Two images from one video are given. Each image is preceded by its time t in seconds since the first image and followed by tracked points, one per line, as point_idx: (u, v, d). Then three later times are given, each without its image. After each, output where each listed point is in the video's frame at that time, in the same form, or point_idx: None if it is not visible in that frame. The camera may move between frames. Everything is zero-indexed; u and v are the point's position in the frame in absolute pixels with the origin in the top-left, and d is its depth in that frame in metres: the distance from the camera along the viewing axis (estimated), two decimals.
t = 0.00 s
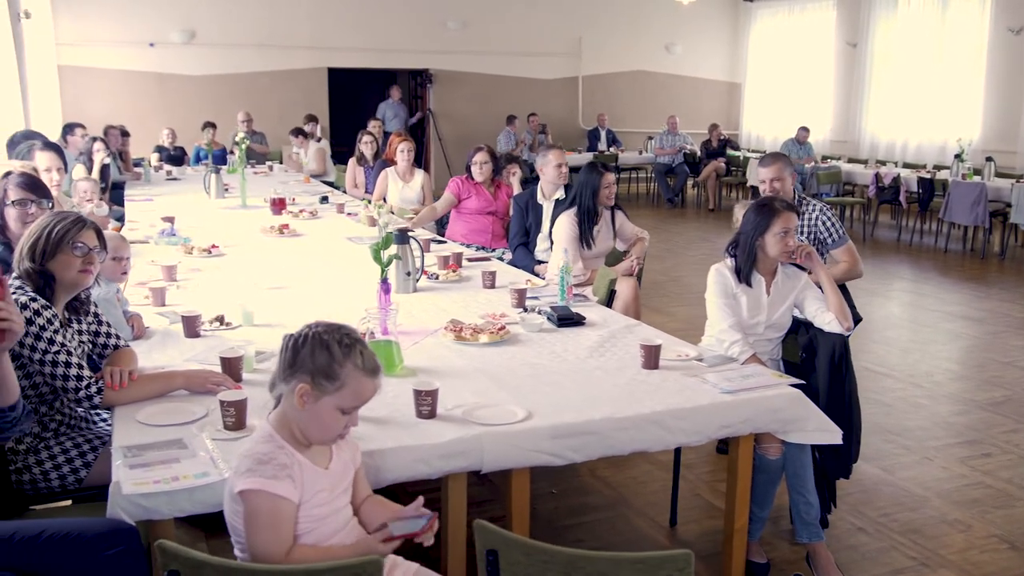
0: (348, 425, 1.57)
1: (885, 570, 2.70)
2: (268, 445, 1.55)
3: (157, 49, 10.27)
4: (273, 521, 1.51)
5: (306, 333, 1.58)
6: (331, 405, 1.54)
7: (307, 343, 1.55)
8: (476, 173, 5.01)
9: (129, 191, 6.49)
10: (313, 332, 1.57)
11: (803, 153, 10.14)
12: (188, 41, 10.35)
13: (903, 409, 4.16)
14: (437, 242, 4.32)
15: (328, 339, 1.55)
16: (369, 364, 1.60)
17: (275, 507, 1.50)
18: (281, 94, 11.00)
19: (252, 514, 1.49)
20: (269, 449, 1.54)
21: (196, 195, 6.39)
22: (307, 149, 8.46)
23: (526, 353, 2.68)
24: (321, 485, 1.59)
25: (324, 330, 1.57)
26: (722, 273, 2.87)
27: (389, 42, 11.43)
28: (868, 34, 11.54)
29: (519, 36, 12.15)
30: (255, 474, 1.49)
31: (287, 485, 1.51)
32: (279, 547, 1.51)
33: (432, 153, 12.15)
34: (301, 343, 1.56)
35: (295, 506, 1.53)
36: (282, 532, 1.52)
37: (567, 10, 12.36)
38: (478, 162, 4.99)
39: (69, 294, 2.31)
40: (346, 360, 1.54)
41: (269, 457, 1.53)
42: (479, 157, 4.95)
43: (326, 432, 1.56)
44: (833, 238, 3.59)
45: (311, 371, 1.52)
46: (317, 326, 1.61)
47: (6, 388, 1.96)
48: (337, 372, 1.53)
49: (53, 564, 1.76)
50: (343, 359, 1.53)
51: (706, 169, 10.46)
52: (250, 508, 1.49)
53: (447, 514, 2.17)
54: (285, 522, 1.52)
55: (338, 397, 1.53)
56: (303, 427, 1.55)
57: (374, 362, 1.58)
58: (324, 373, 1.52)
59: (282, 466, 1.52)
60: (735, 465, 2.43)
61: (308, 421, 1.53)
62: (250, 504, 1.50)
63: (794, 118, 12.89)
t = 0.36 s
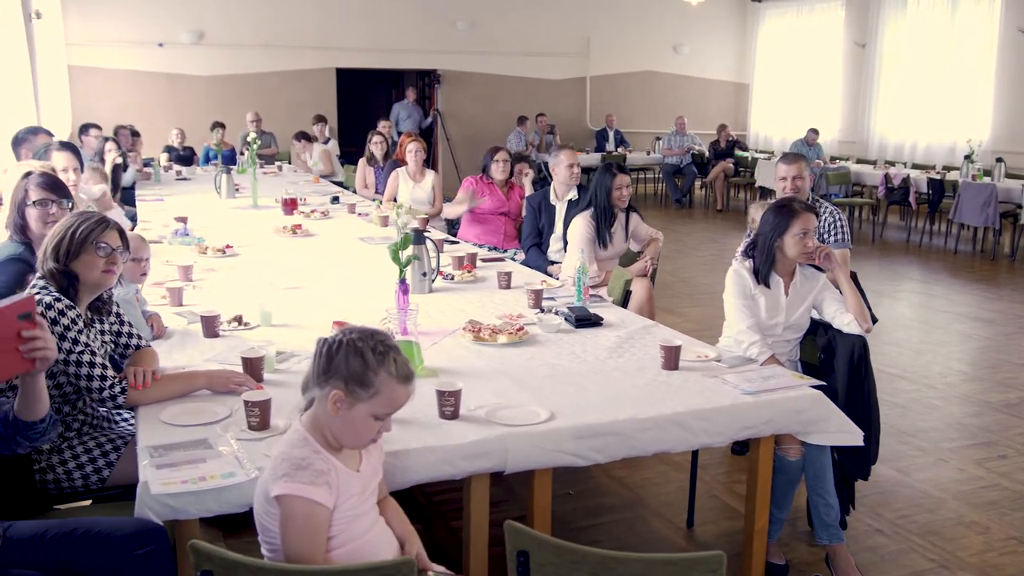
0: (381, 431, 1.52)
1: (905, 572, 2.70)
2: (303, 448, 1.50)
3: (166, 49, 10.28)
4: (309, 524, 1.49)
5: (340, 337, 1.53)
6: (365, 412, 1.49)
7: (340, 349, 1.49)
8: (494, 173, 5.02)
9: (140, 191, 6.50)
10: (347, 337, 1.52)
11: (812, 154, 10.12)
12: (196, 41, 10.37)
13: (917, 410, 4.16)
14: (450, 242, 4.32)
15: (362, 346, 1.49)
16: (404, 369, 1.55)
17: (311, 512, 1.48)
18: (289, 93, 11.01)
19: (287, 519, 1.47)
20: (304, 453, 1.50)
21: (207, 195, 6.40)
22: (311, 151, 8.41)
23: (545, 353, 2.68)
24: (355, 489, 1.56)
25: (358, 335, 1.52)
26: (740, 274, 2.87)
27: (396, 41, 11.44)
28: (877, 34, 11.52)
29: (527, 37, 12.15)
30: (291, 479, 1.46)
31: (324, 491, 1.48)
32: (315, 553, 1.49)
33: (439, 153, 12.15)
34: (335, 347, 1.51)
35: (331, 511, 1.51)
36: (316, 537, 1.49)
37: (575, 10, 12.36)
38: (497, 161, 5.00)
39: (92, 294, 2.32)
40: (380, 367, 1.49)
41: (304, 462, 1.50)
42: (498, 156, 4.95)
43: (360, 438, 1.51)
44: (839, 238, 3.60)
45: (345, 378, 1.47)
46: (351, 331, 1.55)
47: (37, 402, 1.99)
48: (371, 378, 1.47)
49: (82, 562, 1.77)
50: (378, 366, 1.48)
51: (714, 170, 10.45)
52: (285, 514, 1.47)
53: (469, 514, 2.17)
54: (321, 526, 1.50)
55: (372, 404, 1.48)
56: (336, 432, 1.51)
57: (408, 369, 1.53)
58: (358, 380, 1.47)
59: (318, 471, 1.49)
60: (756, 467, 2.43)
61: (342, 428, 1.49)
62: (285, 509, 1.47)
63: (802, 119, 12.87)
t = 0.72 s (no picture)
0: (410, 436, 1.54)
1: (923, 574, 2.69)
2: (332, 450, 1.52)
3: (175, 49, 10.29)
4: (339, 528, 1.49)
5: (371, 342, 1.54)
6: (395, 417, 1.50)
7: (371, 353, 1.51)
8: (514, 172, 5.01)
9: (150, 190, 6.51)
10: (378, 342, 1.53)
11: (821, 153, 10.10)
12: (205, 41, 10.38)
13: (931, 411, 4.14)
14: (463, 241, 4.32)
15: (393, 350, 1.51)
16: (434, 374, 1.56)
17: (340, 514, 1.48)
18: (297, 92, 11.02)
19: (316, 522, 1.47)
20: (332, 454, 1.51)
21: (217, 194, 6.40)
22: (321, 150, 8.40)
23: (563, 354, 2.68)
24: (383, 491, 1.57)
25: (390, 340, 1.54)
26: (758, 275, 2.85)
27: (405, 42, 11.44)
28: (885, 34, 11.51)
29: (534, 36, 12.14)
30: (320, 481, 1.47)
31: (353, 493, 1.49)
32: (345, 555, 1.49)
33: (447, 153, 12.14)
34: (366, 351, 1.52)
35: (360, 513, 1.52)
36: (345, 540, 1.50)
37: (583, 9, 12.34)
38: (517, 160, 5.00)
39: (112, 294, 2.32)
40: (411, 372, 1.50)
41: (333, 464, 1.50)
42: (517, 156, 4.96)
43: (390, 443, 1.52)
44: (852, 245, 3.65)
45: (376, 383, 1.49)
46: (382, 335, 1.57)
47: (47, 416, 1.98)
48: (402, 383, 1.49)
49: (107, 563, 1.77)
50: (408, 371, 1.49)
51: (723, 169, 10.43)
52: (314, 517, 1.47)
53: (490, 515, 2.16)
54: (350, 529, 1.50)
55: (402, 409, 1.50)
56: (366, 436, 1.52)
57: (439, 374, 1.54)
58: (388, 385, 1.49)
59: (348, 474, 1.50)
60: (776, 468, 2.43)
61: (372, 432, 1.50)
62: (314, 512, 1.48)
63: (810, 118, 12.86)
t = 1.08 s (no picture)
0: (438, 442, 1.59)
1: None
2: (360, 454, 1.57)
3: (183, 50, 10.30)
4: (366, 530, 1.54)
5: (405, 347, 1.60)
6: (425, 423, 1.56)
7: (405, 358, 1.57)
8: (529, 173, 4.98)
9: (160, 190, 6.51)
10: (412, 348, 1.59)
11: (829, 154, 10.08)
12: (213, 41, 10.39)
13: (945, 413, 4.13)
14: (475, 242, 4.31)
15: (427, 357, 1.57)
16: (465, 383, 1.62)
17: (367, 517, 1.53)
18: (304, 93, 11.02)
19: (343, 524, 1.53)
20: (361, 458, 1.57)
21: (227, 194, 6.40)
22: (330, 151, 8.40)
23: (580, 355, 2.67)
24: (410, 495, 1.62)
25: (423, 347, 1.59)
26: (775, 276, 2.85)
27: (412, 42, 11.44)
28: (894, 34, 11.48)
29: (542, 37, 12.14)
30: (349, 484, 1.53)
31: (381, 496, 1.54)
32: (372, 555, 1.54)
33: (454, 153, 12.14)
34: (399, 356, 1.58)
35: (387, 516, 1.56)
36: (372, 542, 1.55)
37: (590, 10, 12.33)
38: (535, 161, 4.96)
39: (133, 295, 2.32)
40: (443, 381, 1.55)
41: (362, 467, 1.56)
42: (534, 158, 4.92)
43: (418, 448, 1.58)
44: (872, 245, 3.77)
45: (408, 389, 1.54)
46: (416, 340, 1.63)
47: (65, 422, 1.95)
48: (433, 392, 1.54)
49: (131, 564, 1.77)
50: (441, 379, 1.55)
51: (730, 170, 10.41)
52: (342, 519, 1.53)
53: (509, 517, 2.15)
54: (377, 531, 1.55)
55: (432, 416, 1.55)
56: (395, 440, 1.58)
57: (470, 384, 1.60)
58: (420, 392, 1.54)
59: (376, 477, 1.55)
60: (794, 470, 2.42)
61: (401, 437, 1.56)
62: (341, 515, 1.53)
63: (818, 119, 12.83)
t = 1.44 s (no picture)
0: (470, 443, 1.63)
1: None
2: (394, 454, 1.60)
3: (192, 51, 10.33)
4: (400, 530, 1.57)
5: (441, 349, 1.62)
6: (459, 426, 1.59)
7: (441, 361, 1.59)
8: (542, 174, 4.99)
9: (171, 191, 6.54)
10: (448, 350, 1.61)
11: (836, 155, 10.08)
12: (221, 42, 10.42)
13: (958, 413, 4.14)
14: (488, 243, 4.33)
15: (462, 360, 1.59)
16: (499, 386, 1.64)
17: (401, 518, 1.56)
18: (313, 93, 11.06)
19: (377, 525, 1.56)
20: (395, 458, 1.60)
21: (238, 195, 6.43)
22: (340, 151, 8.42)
23: (599, 355, 2.69)
24: (442, 495, 1.65)
25: (459, 349, 1.62)
26: (793, 277, 2.86)
27: (419, 43, 11.46)
28: (901, 35, 11.48)
29: (549, 38, 12.16)
30: (384, 485, 1.56)
31: (415, 497, 1.57)
32: (407, 554, 1.57)
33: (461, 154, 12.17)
34: (435, 358, 1.61)
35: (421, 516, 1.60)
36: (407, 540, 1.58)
37: (597, 10, 12.34)
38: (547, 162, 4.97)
39: (156, 295, 2.34)
40: (479, 384, 1.58)
41: (396, 467, 1.59)
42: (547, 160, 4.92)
43: (452, 449, 1.61)
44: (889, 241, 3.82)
45: (443, 391, 1.57)
46: (451, 342, 1.65)
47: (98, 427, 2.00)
48: (469, 394, 1.57)
49: (163, 562, 1.79)
50: (477, 382, 1.57)
51: (737, 171, 10.40)
52: (376, 520, 1.56)
53: (532, 516, 2.17)
54: (411, 530, 1.58)
55: (466, 419, 1.58)
56: (428, 441, 1.61)
57: (504, 387, 1.63)
58: (455, 395, 1.57)
59: (410, 477, 1.59)
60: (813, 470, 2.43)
61: (436, 438, 1.59)
62: (376, 515, 1.56)
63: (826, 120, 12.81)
